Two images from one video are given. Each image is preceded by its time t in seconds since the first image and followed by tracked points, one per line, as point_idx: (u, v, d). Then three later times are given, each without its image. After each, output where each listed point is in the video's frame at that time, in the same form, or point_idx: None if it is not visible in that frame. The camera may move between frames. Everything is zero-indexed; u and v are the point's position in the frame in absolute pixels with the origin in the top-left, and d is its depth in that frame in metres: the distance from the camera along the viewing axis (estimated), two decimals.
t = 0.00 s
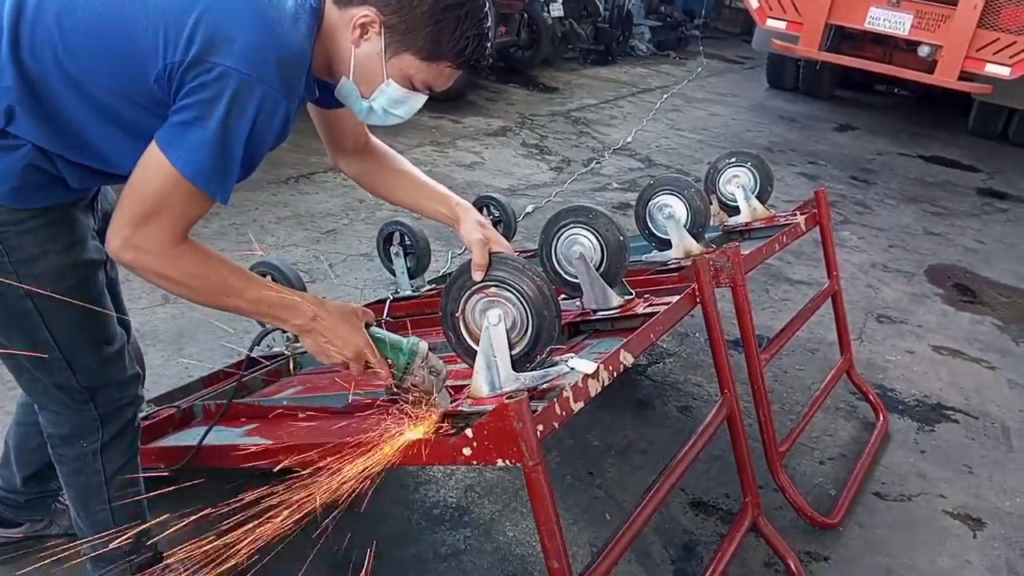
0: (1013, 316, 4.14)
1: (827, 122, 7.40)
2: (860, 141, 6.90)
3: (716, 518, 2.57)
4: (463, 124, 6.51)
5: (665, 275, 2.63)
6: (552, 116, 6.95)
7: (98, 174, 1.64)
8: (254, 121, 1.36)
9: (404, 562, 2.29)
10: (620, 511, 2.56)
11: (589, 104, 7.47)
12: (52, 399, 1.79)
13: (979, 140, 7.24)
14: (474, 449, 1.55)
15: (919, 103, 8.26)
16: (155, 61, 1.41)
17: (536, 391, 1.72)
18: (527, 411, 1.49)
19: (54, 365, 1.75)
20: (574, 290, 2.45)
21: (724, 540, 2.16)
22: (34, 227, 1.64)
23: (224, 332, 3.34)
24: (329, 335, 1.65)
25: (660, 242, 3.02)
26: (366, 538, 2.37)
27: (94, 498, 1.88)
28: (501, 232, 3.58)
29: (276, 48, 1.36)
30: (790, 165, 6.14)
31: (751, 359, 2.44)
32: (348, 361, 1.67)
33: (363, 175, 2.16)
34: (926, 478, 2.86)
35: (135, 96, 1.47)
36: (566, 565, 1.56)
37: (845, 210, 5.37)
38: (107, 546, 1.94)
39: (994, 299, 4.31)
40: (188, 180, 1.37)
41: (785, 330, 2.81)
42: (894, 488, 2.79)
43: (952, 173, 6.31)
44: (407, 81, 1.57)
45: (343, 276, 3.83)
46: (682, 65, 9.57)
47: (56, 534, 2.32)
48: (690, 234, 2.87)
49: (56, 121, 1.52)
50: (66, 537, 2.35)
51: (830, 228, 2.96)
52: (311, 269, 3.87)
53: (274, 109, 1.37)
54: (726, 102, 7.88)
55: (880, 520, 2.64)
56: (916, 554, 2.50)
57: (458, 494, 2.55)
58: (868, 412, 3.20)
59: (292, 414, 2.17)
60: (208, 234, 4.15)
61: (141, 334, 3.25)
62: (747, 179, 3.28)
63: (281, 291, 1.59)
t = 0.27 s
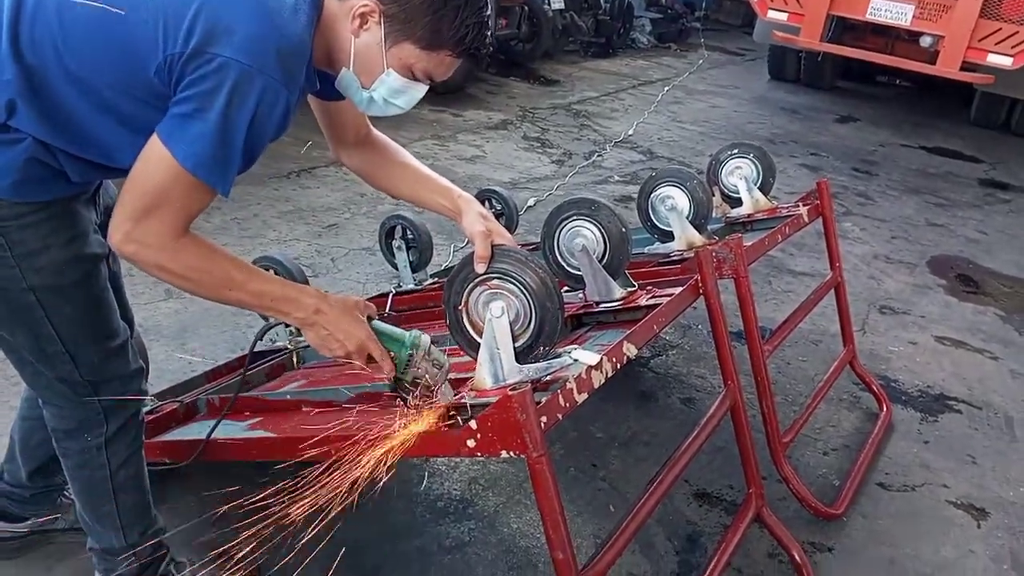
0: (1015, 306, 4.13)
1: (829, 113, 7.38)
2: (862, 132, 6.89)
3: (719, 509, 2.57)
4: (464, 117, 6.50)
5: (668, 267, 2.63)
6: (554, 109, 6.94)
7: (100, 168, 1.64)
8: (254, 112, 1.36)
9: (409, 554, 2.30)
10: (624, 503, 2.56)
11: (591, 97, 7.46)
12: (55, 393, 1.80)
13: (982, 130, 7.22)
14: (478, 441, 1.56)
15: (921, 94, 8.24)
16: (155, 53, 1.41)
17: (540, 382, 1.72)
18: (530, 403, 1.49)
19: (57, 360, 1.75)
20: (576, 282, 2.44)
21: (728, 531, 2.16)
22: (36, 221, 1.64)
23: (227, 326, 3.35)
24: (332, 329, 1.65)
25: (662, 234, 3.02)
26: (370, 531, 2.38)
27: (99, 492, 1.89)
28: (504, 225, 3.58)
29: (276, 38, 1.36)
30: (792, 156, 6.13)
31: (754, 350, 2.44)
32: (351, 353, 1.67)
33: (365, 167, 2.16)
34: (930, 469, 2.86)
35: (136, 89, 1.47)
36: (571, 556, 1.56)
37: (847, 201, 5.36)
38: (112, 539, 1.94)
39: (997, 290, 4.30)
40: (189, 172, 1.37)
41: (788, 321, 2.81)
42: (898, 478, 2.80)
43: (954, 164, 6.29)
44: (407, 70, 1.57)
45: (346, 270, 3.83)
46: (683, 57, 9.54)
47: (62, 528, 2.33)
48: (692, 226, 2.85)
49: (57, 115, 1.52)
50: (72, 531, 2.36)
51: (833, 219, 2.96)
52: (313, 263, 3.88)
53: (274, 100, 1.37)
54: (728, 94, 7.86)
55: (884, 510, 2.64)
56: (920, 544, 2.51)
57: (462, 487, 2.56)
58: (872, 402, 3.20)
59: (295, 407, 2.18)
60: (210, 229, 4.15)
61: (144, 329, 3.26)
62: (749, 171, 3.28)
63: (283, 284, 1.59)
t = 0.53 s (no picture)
0: (1018, 302, 4.13)
1: (832, 108, 7.37)
2: (865, 127, 6.87)
3: (721, 504, 2.57)
4: (466, 112, 6.50)
5: (670, 261, 2.62)
6: (556, 104, 6.93)
7: (102, 161, 1.64)
8: (256, 108, 1.36)
9: (411, 548, 2.30)
10: (626, 497, 2.57)
11: (593, 92, 7.44)
12: (58, 386, 1.80)
13: (985, 125, 7.21)
14: (480, 435, 1.55)
15: (924, 89, 8.22)
16: (156, 49, 1.41)
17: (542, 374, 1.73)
18: (532, 396, 1.49)
19: (60, 353, 1.75)
20: (578, 276, 2.44)
21: (730, 526, 2.16)
22: (38, 215, 1.64)
23: (229, 320, 3.35)
24: (334, 323, 1.64)
25: (664, 229, 3.02)
26: (372, 525, 2.39)
27: (100, 486, 1.89)
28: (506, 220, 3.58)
29: (276, 34, 1.35)
30: (795, 151, 6.12)
31: (756, 343, 2.44)
32: (357, 346, 1.67)
33: (368, 161, 2.16)
34: (932, 464, 2.85)
35: (137, 84, 1.46)
36: (573, 549, 1.56)
37: (850, 196, 5.35)
38: (114, 532, 1.94)
39: (1000, 285, 4.30)
40: (192, 169, 1.37)
41: (790, 315, 2.80)
42: (900, 473, 2.79)
43: (957, 159, 6.28)
44: (408, 64, 1.56)
45: (348, 264, 3.83)
46: (686, 52, 9.52)
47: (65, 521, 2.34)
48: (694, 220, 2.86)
49: (58, 109, 1.52)
50: (74, 524, 2.37)
51: (836, 213, 2.95)
52: (315, 258, 3.88)
53: (275, 96, 1.37)
54: (731, 89, 7.85)
55: (886, 505, 2.64)
56: (921, 539, 2.51)
57: (464, 480, 2.56)
58: (874, 397, 3.20)
59: (298, 402, 2.18)
60: (212, 224, 4.16)
61: (147, 324, 3.26)
62: (752, 165, 3.27)
63: (285, 279, 1.59)
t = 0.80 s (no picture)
0: (1019, 298, 4.12)
1: (835, 103, 7.35)
2: (868, 123, 6.85)
3: (718, 497, 2.57)
4: (468, 104, 6.48)
5: (670, 254, 2.62)
6: (558, 96, 6.91)
7: (102, 147, 1.64)
8: (253, 94, 1.35)
9: (408, 538, 2.30)
10: (623, 489, 2.57)
11: (596, 85, 7.43)
12: (56, 372, 1.80)
13: (989, 122, 7.19)
14: (476, 425, 1.56)
15: (928, 85, 8.20)
16: (154, 34, 1.40)
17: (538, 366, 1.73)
18: (529, 387, 1.49)
19: (58, 340, 1.75)
20: (577, 269, 2.43)
21: (727, 519, 2.16)
22: (37, 201, 1.64)
23: (228, 309, 3.35)
24: (330, 312, 1.64)
25: (664, 222, 3.02)
26: (368, 515, 2.39)
27: (98, 473, 1.89)
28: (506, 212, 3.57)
29: (275, 20, 1.35)
30: (797, 146, 6.10)
31: (755, 337, 2.43)
32: (350, 337, 1.67)
33: (368, 150, 2.16)
34: (929, 459, 2.85)
35: (135, 69, 1.46)
36: (568, 540, 1.56)
37: (852, 191, 5.34)
38: (111, 519, 1.94)
39: (1001, 281, 4.29)
40: (188, 154, 1.36)
41: (791, 309, 2.80)
42: (897, 468, 2.79)
43: (960, 155, 6.26)
44: (408, 52, 1.56)
45: (348, 255, 3.83)
46: (689, 45, 9.49)
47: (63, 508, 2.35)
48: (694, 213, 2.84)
49: (57, 94, 1.51)
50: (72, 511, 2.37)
51: (837, 208, 2.94)
52: (315, 248, 3.88)
53: (273, 83, 1.36)
54: (734, 83, 7.83)
55: (883, 500, 2.64)
56: (918, 534, 2.51)
57: (461, 471, 2.56)
58: (873, 393, 3.20)
59: (295, 391, 2.18)
60: (212, 214, 4.15)
61: (146, 313, 3.26)
62: (753, 158, 3.26)
63: (281, 266, 1.59)
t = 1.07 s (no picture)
0: None
1: (839, 101, 7.34)
2: (872, 120, 6.84)
3: (722, 495, 2.57)
4: (471, 103, 6.49)
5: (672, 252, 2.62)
6: (561, 96, 6.91)
7: (104, 147, 1.65)
8: (254, 95, 1.36)
9: (411, 537, 2.31)
10: (627, 487, 2.57)
11: (599, 84, 7.43)
12: (59, 372, 1.81)
13: (994, 119, 7.17)
14: (478, 423, 1.56)
15: (933, 82, 8.18)
16: (154, 37, 1.40)
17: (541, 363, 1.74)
18: (530, 385, 1.49)
19: (60, 340, 1.76)
20: (579, 267, 2.44)
21: (730, 516, 2.16)
22: (40, 202, 1.64)
23: (232, 310, 3.36)
24: (333, 312, 1.64)
25: (667, 220, 3.02)
26: (372, 514, 2.39)
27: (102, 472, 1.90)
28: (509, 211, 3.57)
29: (274, 20, 1.35)
30: (800, 144, 6.10)
31: (758, 334, 2.43)
32: (357, 335, 1.67)
33: (369, 149, 2.16)
34: (934, 457, 2.85)
35: (137, 71, 1.46)
36: (570, 537, 1.56)
37: (856, 189, 5.33)
38: (113, 519, 1.95)
39: (1006, 279, 4.28)
40: (191, 156, 1.37)
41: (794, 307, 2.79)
42: (902, 466, 2.79)
43: (965, 152, 6.25)
44: (407, 50, 1.56)
45: (351, 255, 3.84)
46: (693, 44, 9.49)
47: (68, 508, 2.36)
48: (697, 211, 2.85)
49: (58, 97, 1.52)
50: (77, 510, 2.38)
51: (840, 205, 2.94)
52: (319, 248, 3.88)
53: (274, 83, 1.37)
54: (737, 81, 7.82)
55: (887, 498, 2.64)
56: (923, 532, 2.50)
57: (465, 470, 2.57)
58: (877, 390, 3.19)
59: (299, 390, 2.18)
60: (216, 214, 4.17)
61: (151, 313, 3.28)
62: (756, 156, 3.26)
63: (285, 267, 1.59)
